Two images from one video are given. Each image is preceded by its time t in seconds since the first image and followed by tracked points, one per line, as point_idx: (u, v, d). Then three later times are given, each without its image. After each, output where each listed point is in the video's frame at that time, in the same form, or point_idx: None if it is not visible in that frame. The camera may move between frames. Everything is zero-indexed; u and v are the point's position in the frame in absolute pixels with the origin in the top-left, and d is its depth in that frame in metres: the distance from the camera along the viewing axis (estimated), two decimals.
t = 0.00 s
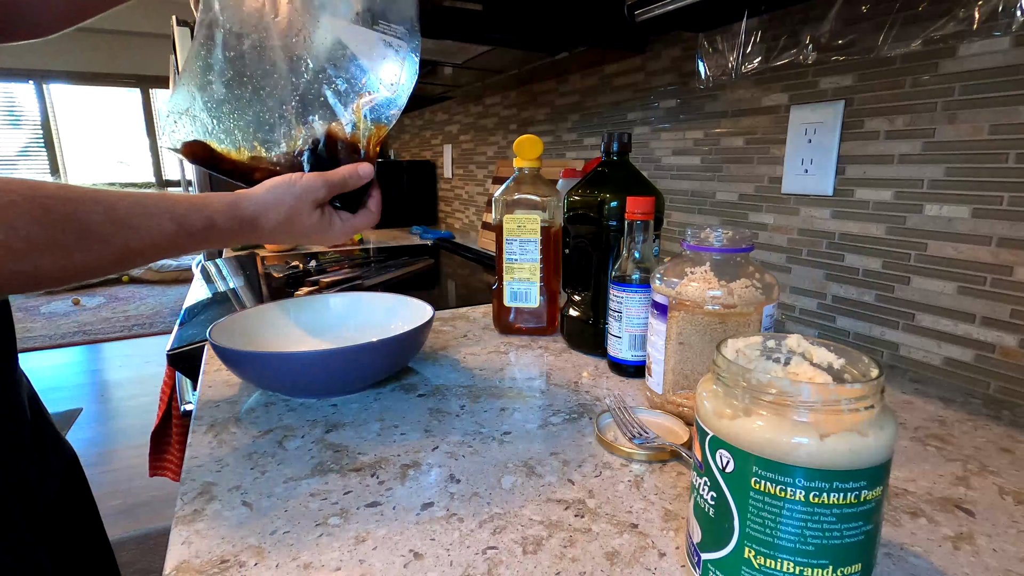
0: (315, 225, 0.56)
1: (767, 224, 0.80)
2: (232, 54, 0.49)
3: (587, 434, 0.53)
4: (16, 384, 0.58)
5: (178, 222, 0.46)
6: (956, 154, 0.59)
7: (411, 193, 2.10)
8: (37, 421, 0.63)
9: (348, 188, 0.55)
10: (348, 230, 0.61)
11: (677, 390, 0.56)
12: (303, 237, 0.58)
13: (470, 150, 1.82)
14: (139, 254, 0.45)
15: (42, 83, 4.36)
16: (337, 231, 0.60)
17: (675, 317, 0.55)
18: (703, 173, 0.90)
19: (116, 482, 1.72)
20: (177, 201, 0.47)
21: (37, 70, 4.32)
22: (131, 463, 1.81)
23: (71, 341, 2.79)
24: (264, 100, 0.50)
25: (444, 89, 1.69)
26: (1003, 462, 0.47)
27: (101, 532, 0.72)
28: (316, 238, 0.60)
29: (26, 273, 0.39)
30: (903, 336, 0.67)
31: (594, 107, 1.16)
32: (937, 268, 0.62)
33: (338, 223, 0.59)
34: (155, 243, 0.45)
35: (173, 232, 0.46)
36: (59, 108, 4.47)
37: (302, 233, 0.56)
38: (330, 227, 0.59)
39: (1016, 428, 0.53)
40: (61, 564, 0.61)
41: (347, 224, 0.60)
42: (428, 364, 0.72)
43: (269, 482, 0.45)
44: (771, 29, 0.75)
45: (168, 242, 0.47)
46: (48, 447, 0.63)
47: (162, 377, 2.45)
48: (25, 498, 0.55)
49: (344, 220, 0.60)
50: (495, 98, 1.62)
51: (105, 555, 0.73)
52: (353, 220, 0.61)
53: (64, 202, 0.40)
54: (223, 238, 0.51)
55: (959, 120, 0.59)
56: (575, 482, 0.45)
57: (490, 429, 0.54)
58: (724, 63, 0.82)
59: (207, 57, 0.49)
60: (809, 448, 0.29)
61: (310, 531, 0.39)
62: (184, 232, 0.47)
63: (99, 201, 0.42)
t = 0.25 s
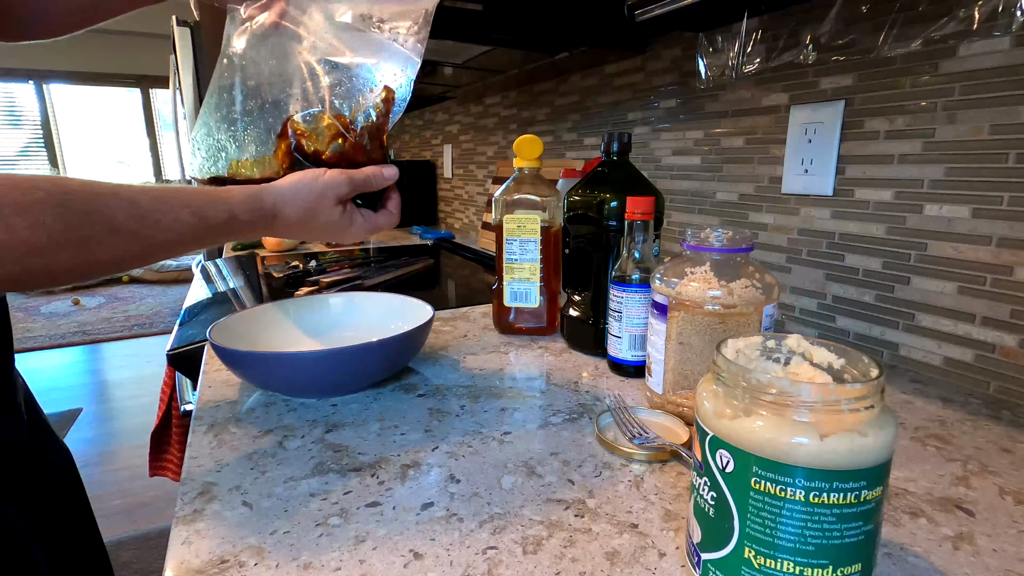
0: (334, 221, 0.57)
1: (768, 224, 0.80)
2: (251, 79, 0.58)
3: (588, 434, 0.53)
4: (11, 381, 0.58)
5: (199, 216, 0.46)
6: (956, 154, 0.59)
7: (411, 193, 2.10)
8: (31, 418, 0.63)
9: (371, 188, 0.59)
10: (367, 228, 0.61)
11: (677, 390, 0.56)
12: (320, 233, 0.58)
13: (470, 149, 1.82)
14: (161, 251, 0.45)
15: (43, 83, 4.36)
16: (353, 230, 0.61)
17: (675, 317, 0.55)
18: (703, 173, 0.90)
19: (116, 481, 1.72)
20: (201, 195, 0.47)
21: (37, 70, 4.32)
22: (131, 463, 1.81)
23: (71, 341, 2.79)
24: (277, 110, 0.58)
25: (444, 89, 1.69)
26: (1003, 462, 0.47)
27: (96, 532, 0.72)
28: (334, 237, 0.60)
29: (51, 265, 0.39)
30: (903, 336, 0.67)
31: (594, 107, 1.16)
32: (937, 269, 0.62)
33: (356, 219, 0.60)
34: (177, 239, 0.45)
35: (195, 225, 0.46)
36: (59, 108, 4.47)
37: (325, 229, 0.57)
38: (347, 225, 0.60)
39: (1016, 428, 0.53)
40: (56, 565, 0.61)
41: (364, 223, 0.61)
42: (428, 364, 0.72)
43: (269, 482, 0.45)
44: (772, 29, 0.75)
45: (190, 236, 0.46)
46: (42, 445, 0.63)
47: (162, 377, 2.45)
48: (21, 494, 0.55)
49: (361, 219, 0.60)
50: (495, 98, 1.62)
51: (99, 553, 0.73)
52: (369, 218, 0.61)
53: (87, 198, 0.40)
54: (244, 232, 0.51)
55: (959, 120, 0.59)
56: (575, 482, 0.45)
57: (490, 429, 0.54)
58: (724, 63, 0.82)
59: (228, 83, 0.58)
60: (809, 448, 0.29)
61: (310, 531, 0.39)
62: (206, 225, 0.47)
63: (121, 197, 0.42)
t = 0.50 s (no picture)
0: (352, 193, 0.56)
1: (767, 224, 0.80)
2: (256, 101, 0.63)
3: (588, 434, 0.53)
4: (11, 381, 0.58)
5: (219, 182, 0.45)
6: (956, 153, 0.59)
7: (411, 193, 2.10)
8: (30, 419, 0.63)
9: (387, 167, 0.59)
10: (383, 204, 0.60)
11: (677, 390, 0.56)
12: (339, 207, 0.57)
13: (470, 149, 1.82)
14: (181, 220, 0.43)
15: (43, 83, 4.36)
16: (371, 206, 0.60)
17: (675, 317, 0.55)
18: (703, 173, 0.90)
19: (116, 481, 1.72)
20: (220, 162, 0.46)
21: (37, 70, 4.32)
22: (131, 463, 1.81)
23: (71, 341, 2.79)
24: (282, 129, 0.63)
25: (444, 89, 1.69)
26: (1003, 462, 0.47)
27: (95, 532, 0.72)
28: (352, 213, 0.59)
29: (67, 239, 0.38)
30: (903, 336, 0.67)
31: (594, 107, 1.16)
32: (938, 268, 0.62)
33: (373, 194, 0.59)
34: (198, 206, 0.44)
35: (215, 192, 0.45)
36: (60, 108, 4.47)
37: (343, 200, 0.56)
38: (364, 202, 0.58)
39: (1015, 428, 0.53)
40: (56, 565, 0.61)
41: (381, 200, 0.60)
42: (428, 364, 0.72)
43: (269, 482, 0.45)
44: (771, 29, 0.75)
45: (211, 204, 0.45)
46: (41, 445, 0.63)
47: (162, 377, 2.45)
48: (21, 495, 0.55)
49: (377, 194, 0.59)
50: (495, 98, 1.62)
51: (98, 553, 0.73)
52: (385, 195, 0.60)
53: (108, 168, 0.39)
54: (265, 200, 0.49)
55: (958, 120, 0.59)
56: (575, 482, 0.45)
57: (490, 429, 0.54)
58: (724, 62, 0.82)
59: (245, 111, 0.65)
60: (808, 448, 0.29)
61: (310, 531, 0.39)
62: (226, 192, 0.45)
63: (144, 166, 0.41)
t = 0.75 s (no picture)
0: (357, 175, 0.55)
1: (767, 224, 0.80)
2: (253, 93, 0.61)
3: (588, 434, 0.53)
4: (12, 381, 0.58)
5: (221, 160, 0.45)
6: (956, 153, 0.59)
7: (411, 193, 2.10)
8: (30, 419, 0.63)
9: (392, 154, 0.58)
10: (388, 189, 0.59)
11: (677, 389, 0.56)
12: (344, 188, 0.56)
13: (470, 149, 1.82)
14: (189, 201, 0.44)
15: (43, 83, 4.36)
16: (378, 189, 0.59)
17: (675, 317, 0.55)
18: (703, 173, 0.90)
19: (116, 481, 1.72)
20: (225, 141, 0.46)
21: (38, 70, 4.32)
22: (131, 463, 1.81)
23: (71, 341, 2.79)
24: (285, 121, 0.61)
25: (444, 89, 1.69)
26: (1003, 462, 0.47)
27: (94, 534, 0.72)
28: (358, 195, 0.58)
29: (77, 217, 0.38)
30: (903, 336, 0.67)
31: (594, 107, 1.16)
32: (938, 268, 0.62)
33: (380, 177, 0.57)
34: (206, 186, 0.44)
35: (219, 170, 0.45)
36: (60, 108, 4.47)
37: (349, 183, 0.56)
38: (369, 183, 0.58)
39: (1016, 429, 0.53)
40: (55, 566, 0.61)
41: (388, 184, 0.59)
42: (428, 364, 0.72)
43: (269, 482, 0.45)
44: (771, 29, 0.75)
45: (215, 183, 0.45)
46: (41, 446, 0.63)
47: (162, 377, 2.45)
48: (21, 495, 0.55)
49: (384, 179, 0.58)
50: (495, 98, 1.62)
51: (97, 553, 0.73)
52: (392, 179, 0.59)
53: (115, 149, 0.40)
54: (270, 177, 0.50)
55: (958, 120, 0.59)
56: (575, 482, 0.45)
57: (490, 429, 0.54)
58: (724, 63, 0.83)
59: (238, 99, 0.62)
60: (809, 448, 0.29)
61: (310, 530, 0.39)
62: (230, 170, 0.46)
63: (150, 147, 0.41)
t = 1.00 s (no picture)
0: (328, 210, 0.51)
1: (768, 224, 0.80)
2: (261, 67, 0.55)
3: (587, 434, 0.53)
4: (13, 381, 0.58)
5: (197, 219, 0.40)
6: (956, 153, 0.59)
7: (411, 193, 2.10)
8: (31, 419, 0.63)
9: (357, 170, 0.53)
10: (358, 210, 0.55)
11: (676, 389, 0.56)
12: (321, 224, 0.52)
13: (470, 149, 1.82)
14: (153, 266, 0.39)
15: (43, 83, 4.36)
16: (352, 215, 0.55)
17: (675, 317, 0.55)
18: (703, 173, 0.90)
19: (116, 481, 1.72)
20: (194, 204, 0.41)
21: (38, 70, 4.32)
22: (131, 463, 1.81)
23: (71, 341, 2.79)
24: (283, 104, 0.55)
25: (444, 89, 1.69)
26: (1003, 462, 0.47)
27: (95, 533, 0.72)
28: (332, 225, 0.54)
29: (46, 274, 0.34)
30: (903, 336, 0.67)
31: (594, 107, 1.16)
32: (937, 268, 0.62)
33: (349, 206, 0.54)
34: (178, 251, 0.39)
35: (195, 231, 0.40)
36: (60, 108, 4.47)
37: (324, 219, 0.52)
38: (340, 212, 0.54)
39: (1016, 428, 0.53)
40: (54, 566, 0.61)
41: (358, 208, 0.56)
42: (427, 364, 0.72)
43: (269, 482, 0.45)
44: (771, 29, 0.75)
45: (193, 244, 0.40)
46: (42, 446, 0.63)
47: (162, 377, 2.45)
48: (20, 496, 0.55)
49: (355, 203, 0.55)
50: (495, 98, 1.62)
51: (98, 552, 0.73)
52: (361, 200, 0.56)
53: (76, 203, 0.35)
54: (252, 239, 0.45)
55: (959, 120, 0.59)
56: (575, 481, 0.45)
57: (490, 429, 0.54)
58: (724, 63, 0.82)
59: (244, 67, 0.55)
60: (809, 448, 0.29)
61: (310, 531, 0.39)
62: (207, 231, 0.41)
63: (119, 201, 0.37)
